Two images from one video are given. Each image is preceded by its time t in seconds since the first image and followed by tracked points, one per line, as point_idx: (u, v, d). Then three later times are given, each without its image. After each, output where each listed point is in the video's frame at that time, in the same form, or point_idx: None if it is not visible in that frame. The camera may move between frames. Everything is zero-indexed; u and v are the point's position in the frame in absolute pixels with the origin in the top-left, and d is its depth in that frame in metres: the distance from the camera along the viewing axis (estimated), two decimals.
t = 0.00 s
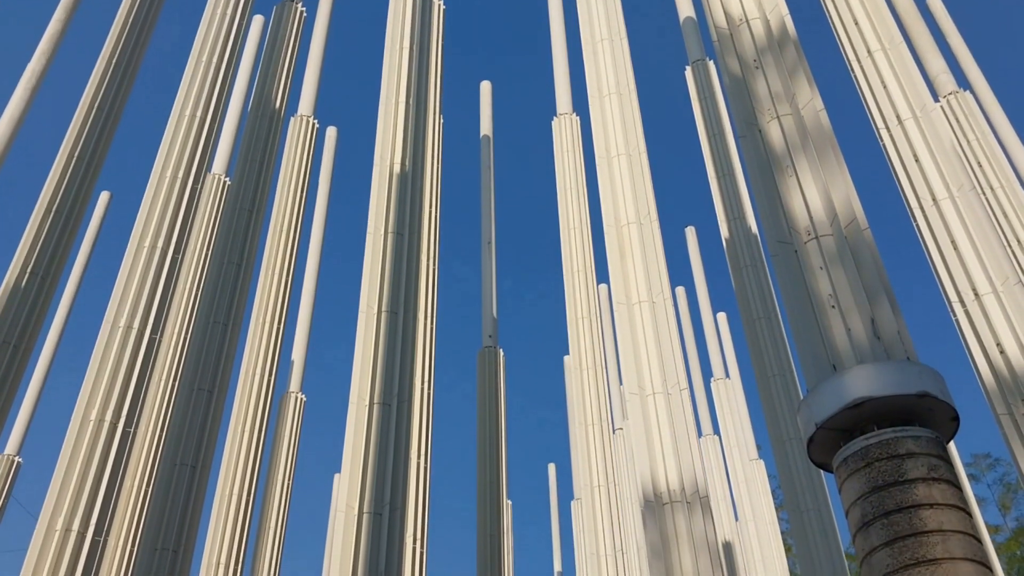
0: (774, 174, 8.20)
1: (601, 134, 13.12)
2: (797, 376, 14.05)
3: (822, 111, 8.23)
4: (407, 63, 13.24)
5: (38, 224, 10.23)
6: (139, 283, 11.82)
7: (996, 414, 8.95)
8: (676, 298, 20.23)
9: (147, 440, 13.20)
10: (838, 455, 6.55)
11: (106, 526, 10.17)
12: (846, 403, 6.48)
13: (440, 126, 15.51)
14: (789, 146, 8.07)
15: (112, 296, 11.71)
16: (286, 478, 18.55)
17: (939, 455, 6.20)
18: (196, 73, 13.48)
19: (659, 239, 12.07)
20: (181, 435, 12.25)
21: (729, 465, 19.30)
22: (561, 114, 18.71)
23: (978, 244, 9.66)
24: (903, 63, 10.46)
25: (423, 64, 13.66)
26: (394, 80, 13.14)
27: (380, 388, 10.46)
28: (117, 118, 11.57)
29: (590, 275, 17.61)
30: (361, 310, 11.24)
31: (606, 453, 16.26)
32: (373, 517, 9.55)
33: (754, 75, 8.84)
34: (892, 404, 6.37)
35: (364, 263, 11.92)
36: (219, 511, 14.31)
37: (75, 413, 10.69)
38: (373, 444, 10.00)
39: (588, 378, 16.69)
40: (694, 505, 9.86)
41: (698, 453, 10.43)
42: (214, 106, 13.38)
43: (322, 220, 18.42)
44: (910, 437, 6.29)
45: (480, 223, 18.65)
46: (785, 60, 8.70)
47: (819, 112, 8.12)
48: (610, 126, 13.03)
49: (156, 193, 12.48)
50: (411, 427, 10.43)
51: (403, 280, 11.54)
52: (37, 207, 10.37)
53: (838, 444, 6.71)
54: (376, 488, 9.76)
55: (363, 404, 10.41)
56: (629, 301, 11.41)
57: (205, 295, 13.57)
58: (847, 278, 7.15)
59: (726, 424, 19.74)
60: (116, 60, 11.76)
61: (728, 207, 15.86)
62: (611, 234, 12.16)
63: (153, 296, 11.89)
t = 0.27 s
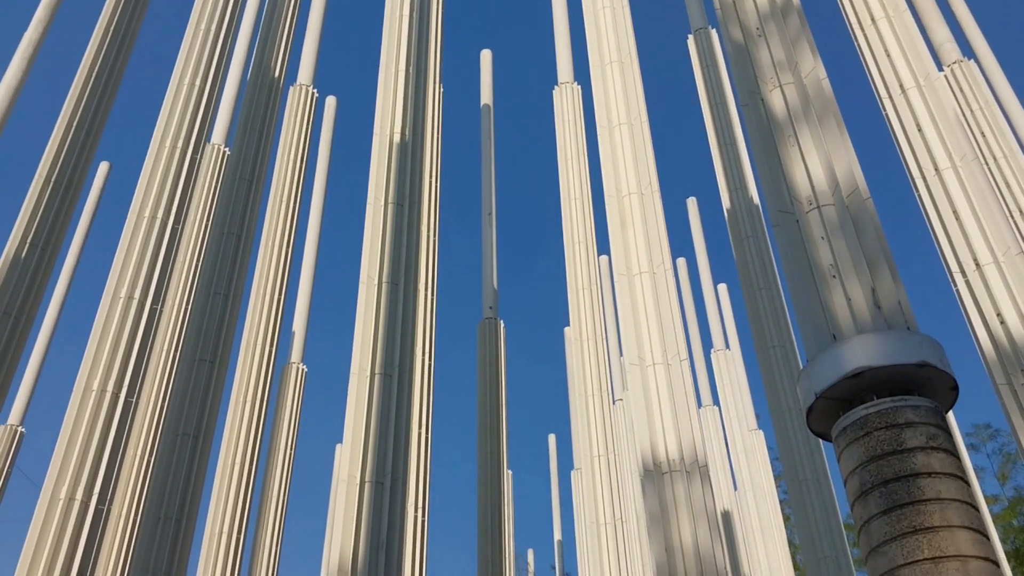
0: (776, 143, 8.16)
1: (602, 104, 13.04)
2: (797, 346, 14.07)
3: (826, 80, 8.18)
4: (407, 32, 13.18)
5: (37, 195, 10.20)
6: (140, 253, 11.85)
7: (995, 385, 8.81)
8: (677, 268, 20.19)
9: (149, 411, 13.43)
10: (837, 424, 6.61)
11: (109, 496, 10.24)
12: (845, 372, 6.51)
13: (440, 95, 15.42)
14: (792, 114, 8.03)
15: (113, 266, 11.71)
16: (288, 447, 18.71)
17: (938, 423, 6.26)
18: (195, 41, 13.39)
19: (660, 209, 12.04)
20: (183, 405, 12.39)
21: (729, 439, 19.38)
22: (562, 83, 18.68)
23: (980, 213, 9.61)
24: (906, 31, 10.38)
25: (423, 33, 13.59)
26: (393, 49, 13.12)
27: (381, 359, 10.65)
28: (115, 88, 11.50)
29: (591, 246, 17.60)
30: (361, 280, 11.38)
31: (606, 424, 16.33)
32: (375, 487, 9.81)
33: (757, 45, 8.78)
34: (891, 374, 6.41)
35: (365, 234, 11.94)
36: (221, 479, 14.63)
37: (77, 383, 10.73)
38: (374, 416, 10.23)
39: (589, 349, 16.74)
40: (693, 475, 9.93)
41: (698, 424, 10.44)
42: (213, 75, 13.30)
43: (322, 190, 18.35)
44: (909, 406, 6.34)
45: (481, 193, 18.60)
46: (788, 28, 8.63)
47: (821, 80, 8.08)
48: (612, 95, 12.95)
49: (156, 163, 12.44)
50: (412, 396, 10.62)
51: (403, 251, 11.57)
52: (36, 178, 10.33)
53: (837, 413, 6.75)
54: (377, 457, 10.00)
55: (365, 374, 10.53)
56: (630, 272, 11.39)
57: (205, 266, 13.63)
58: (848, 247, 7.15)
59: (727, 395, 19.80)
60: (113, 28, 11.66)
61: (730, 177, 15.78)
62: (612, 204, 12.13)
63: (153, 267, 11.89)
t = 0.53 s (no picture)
0: (778, 106, 8.13)
1: (603, 68, 12.94)
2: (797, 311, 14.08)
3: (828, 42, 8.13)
4: None
5: (35, 160, 10.14)
6: (141, 216, 11.83)
7: (995, 351, 8.85)
8: (678, 234, 20.13)
9: (150, 376, 13.71)
10: (835, 388, 6.65)
11: (113, 459, 10.27)
12: (845, 338, 6.54)
13: (440, 58, 15.28)
14: (794, 77, 7.99)
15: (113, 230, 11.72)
16: (290, 412, 18.82)
17: (937, 388, 6.32)
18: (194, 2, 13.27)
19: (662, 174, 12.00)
20: (185, 370, 12.70)
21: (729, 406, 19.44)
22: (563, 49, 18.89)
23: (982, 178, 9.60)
24: None
25: None
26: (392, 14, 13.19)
27: (382, 324, 10.81)
28: (113, 51, 11.39)
29: (591, 211, 17.57)
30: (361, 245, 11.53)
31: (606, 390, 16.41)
32: (376, 450, 9.94)
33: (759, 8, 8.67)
34: (892, 339, 6.43)
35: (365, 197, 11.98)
36: (224, 442, 14.86)
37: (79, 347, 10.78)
38: (375, 380, 10.37)
39: (589, 315, 16.78)
40: (693, 440, 9.98)
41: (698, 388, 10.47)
42: (211, 38, 13.25)
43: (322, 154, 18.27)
44: (908, 371, 6.38)
45: (481, 159, 18.51)
46: None
47: (824, 41, 8.03)
48: (614, 59, 12.85)
49: (155, 127, 12.40)
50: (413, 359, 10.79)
51: (403, 218, 11.61)
52: (34, 141, 10.27)
53: (836, 377, 6.78)
54: (378, 420, 10.14)
55: (366, 340, 10.69)
56: (631, 238, 11.38)
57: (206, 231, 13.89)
58: (849, 211, 7.14)
59: (726, 361, 19.83)
60: None
61: (732, 142, 15.69)
62: (612, 169, 12.08)
63: (153, 232, 11.90)
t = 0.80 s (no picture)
0: (782, 71, 8.07)
1: (606, 31, 12.81)
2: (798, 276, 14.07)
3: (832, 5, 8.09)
4: None
5: (33, 124, 10.07)
6: (140, 179, 11.92)
7: (996, 317, 8.77)
8: (680, 201, 20.04)
9: (150, 342, 14.32)
10: (836, 353, 6.65)
11: (115, 422, 10.31)
12: (846, 303, 6.52)
13: (440, 21, 15.11)
14: (798, 41, 7.94)
15: (113, 194, 11.75)
16: (291, 378, 18.89)
17: (937, 353, 6.33)
18: None
19: (664, 139, 11.93)
20: (187, 334, 13.37)
21: (729, 372, 19.48)
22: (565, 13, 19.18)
23: (986, 144, 9.57)
24: None
25: None
26: None
27: (382, 290, 10.83)
28: (110, 12, 11.28)
29: (592, 177, 17.52)
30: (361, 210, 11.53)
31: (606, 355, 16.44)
32: (378, 416, 10.01)
33: None
34: (893, 304, 6.43)
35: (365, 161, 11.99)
36: (225, 405, 15.59)
37: (80, 311, 10.79)
38: (376, 345, 10.44)
39: (589, 281, 16.78)
40: (692, 405, 10.02)
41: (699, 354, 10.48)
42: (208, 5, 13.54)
43: (322, 118, 18.18)
44: (909, 336, 6.39)
45: (481, 124, 18.39)
46: None
47: (829, 6, 7.98)
48: (616, 22, 12.71)
49: (153, 92, 12.59)
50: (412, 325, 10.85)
51: (403, 184, 11.60)
52: (32, 104, 10.20)
53: (837, 342, 6.79)
54: (380, 385, 10.19)
55: (366, 306, 10.74)
56: (632, 205, 11.34)
57: (206, 196, 14.23)
58: (852, 176, 7.11)
59: (727, 328, 19.83)
60: None
61: (734, 107, 15.58)
62: (614, 134, 11.99)
63: (153, 195, 11.95)
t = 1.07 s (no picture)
0: (785, 37, 7.99)
1: None
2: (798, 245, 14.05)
3: None
4: None
5: (31, 89, 10.00)
6: (138, 146, 11.88)
7: (996, 286, 8.76)
8: (681, 169, 19.95)
9: (150, 309, 14.40)
10: (836, 321, 6.65)
11: (115, 389, 10.34)
12: (846, 271, 6.51)
13: None
14: (802, 7, 7.84)
15: (111, 161, 11.70)
16: (291, 346, 18.94)
17: (937, 322, 6.33)
18: None
19: (665, 107, 11.87)
20: (186, 302, 13.41)
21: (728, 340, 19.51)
22: None
23: (990, 112, 9.50)
24: None
25: None
26: None
27: (382, 257, 10.82)
28: None
29: (593, 145, 17.45)
30: (361, 178, 11.50)
31: (606, 323, 16.47)
32: (378, 384, 10.05)
33: None
34: (894, 272, 6.41)
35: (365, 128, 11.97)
36: (225, 373, 15.79)
37: (79, 279, 10.77)
38: (376, 313, 10.47)
39: (589, 250, 16.78)
40: (692, 373, 10.04)
41: (698, 323, 10.49)
42: None
43: (320, 85, 18.07)
44: (909, 305, 6.38)
45: (481, 91, 18.26)
46: None
47: None
48: None
49: (150, 58, 12.52)
50: (412, 294, 10.86)
51: (403, 151, 11.57)
52: (28, 70, 10.11)
53: (837, 310, 6.79)
54: (380, 353, 10.22)
55: (366, 273, 10.75)
56: (633, 173, 11.29)
57: (205, 162, 14.19)
58: (854, 144, 7.06)
59: (727, 297, 19.83)
60: None
61: (737, 75, 15.45)
62: (616, 101, 11.91)
63: (152, 163, 11.92)
